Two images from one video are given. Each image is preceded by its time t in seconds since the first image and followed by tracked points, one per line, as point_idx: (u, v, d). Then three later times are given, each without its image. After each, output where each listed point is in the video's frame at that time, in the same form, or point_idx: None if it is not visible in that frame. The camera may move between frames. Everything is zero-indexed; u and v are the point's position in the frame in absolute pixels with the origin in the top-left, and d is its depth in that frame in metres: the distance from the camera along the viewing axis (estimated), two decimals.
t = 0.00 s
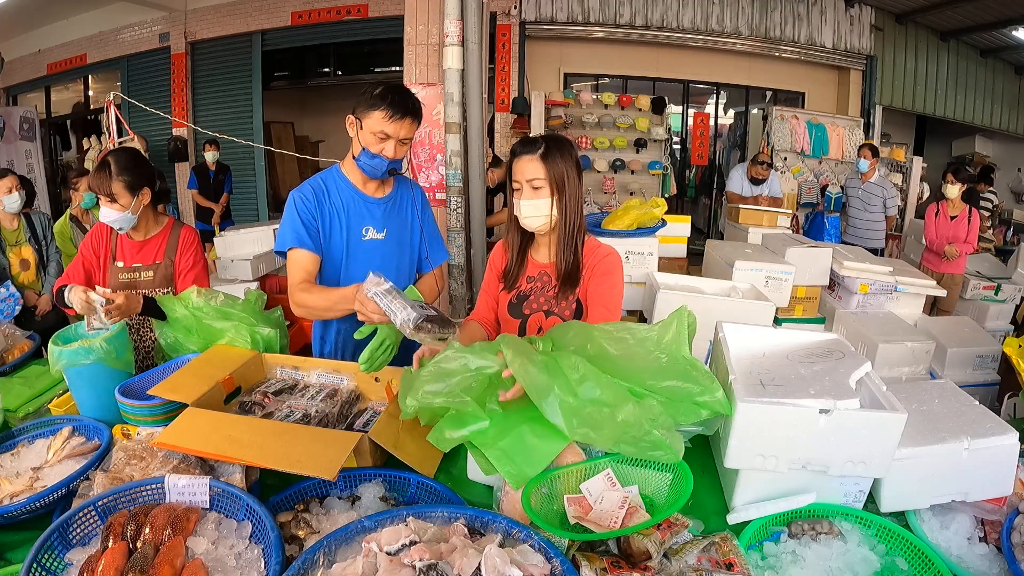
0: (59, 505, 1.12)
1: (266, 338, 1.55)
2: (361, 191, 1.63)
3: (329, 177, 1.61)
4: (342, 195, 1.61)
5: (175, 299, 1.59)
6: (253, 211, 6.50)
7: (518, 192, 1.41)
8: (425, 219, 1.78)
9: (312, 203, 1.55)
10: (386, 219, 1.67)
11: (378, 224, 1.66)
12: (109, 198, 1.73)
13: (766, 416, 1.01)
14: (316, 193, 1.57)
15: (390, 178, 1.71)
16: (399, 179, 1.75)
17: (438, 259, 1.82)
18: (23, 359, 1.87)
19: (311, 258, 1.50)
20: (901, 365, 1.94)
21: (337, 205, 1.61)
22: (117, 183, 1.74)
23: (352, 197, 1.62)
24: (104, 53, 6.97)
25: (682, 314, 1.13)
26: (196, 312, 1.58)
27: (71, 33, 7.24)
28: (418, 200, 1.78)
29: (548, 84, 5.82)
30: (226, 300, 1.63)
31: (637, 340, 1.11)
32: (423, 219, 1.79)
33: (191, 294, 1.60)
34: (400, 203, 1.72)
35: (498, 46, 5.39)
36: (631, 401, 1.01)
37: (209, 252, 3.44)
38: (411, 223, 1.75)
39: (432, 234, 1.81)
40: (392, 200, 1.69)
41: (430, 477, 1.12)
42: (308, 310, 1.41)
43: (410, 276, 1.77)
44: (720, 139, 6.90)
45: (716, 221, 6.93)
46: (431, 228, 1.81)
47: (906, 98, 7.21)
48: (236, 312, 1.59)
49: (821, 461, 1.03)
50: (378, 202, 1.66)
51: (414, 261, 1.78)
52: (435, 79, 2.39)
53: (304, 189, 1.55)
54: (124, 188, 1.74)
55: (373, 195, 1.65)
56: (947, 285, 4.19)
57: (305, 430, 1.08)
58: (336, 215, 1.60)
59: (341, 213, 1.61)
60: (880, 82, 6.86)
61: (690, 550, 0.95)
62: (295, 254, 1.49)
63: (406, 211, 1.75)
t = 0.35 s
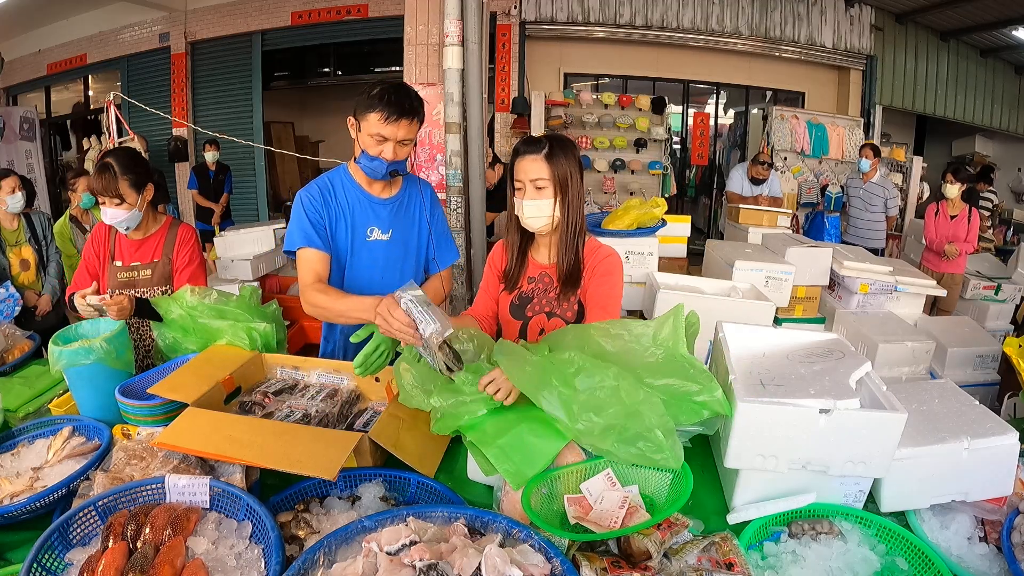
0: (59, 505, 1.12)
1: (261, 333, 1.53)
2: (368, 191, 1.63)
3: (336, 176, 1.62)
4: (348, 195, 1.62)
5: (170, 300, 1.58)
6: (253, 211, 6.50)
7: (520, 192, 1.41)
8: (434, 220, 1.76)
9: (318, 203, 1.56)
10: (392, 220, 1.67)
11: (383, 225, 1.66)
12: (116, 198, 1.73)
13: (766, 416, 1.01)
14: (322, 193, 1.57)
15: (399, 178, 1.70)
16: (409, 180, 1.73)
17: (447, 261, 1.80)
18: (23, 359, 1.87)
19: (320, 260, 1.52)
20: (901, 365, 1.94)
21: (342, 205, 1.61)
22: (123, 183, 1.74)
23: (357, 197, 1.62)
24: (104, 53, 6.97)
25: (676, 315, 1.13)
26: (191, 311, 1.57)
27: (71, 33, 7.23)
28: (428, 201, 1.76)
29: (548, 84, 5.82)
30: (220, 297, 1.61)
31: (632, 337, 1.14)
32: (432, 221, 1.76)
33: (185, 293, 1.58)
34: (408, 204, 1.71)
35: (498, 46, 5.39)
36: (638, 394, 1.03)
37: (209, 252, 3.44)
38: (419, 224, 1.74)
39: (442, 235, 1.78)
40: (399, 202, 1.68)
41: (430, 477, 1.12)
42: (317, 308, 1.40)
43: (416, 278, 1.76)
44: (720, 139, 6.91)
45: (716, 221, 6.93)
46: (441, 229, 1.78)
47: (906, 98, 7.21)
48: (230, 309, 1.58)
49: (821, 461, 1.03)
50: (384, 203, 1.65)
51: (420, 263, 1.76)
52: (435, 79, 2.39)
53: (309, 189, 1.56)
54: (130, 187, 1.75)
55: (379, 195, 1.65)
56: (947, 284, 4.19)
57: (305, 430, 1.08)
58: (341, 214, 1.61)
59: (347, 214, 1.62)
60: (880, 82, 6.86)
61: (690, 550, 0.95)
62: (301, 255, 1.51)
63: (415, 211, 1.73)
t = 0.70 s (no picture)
0: (59, 505, 1.12)
1: (263, 335, 1.54)
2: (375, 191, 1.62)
3: (343, 175, 1.63)
4: (355, 195, 1.63)
5: (174, 299, 1.60)
6: (253, 211, 6.50)
7: (529, 193, 1.40)
8: (441, 223, 1.75)
9: (325, 201, 1.57)
10: (398, 221, 1.66)
11: (389, 226, 1.66)
12: (120, 201, 1.73)
13: (766, 416, 1.01)
14: (328, 190, 1.59)
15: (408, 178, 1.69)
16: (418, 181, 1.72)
17: (452, 265, 1.78)
18: (23, 359, 1.87)
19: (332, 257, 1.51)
20: (901, 365, 1.94)
21: (348, 204, 1.62)
22: (126, 185, 1.74)
23: (363, 197, 1.63)
24: (104, 53, 6.97)
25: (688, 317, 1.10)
26: (193, 312, 1.58)
27: (71, 33, 7.23)
28: (435, 203, 1.75)
29: (548, 84, 5.82)
30: (224, 298, 1.62)
31: (646, 351, 1.10)
32: (438, 224, 1.75)
33: (190, 293, 1.60)
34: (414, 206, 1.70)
35: (498, 46, 5.39)
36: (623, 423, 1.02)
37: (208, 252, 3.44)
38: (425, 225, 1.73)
39: (449, 238, 1.77)
40: (405, 203, 1.67)
41: (430, 477, 1.12)
42: (327, 300, 1.36)
43: (421, 281, 1.76)
44: (720, 139, 6.90)
45: (716, 221, 6.94)
46: (448, 231, 1.77)
47: (906, 98, 7.22)
48: (233, 311, 1.58)
49: (821, 461, 1.03)
50: (391, 204, 1.65)
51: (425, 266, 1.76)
52: (435, 79, 2.39)
53: (315, 187, 1.57)
54: (133, 189, 1.76)
55: (385, 195, 1.64)
56: (947, 284, 4.19)
57: (305, 430, 1.08)
58: (346, 213, 1.62)
59: (354, 213, 1.63)
60: (880, 82, 6.86)
61: (690, 550, 0.95)
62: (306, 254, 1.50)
63: (421, 213, 1.72)
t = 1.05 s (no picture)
0: (59, 505, 1.11)
1: (264, 336, 1.55)
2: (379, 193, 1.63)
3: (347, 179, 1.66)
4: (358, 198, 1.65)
5: (173, 301, 1.58)
6: (253, 211, 6.50)
7: (543, 194, 1.37)
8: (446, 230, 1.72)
9: (327, 201, 1.62)
10: (402, 224, 1.66)
11: (392, 229, 1.65)
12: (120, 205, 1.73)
13: (765, 416, 1.01)
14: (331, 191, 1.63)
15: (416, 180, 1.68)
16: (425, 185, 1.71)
17: (458, 272, 1.75)
18: (23, 359, 1.87)
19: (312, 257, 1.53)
20: (901, 365, 1.94)
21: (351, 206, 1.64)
22: (127, 188, 1.74)
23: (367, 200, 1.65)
24: (104, 53, 6.97)
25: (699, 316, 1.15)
26: (194, 312, 1.58)
27: (71, 33, 7.23)
28: (441, 210, 1.72)
29: (548, 84, 5.82)
30: (223, 299, 1.61)
31: (664, 338, 1.15)
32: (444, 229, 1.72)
33: (187, 294, 1.59)
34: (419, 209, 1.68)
35: (498, 46, 5.39)
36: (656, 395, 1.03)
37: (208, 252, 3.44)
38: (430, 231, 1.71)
39: (455, 245, 1.74)
40: (410, 207, 1.66)
41: (430, 477, 1.12)
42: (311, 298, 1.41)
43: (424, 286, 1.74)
44: (720, 139, 6.90)
45: (716, 221, 6.94)
46: (454, 239, 1.74)
47: (906, 98, 7.22)
48: (234, 312, 1.58)
49: (821, 461, 1.03)
50: (394, 206, 1.65)
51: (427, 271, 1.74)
52: (436, 79, 2.40)
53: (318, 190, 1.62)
54: (134, 193, 1.75)
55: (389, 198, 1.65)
56: (947, 284, 4.19)
57: (305, 430, 1.08)
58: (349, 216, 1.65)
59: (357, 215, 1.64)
60: (879, 82, 6.86)
61: (691, 550, 0.95)
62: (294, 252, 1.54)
63: (427, 219, 1.70)
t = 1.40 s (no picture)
0: (59, 505, 1.12)
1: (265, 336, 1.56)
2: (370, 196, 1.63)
3: (347, 180, 1.67)
4: (352, 201, 1.65)
5: (175, 301, 1.59)
6: (253, 211, 6.50)
7: (578, 200, 1.29)
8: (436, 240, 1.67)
9: (319, 203, 1.66)
10: (392, 228, 1.64)
11: (383, 232, 1.64)
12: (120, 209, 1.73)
13: (765, 416, 1.01)
14: (326, 192, 1.67)
15: (410, 187, 1.66)
16: (422, 191, 1.66)
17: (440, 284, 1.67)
18: (23, 359, 1.87)
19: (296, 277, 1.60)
20: (901, 365, 1.94)
21: (344, 207, 1.66)
22: (126, 192, 1.73)
23: (359, 202, 1.65)
24: (104, 53, 6.97)
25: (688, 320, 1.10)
26: (195, 313, 1.58)
27: (71, 33, 7.23)
28: (433, 219, 1.66)
29: (548, 84, 5.82)
30: (227, 302, 1.65)
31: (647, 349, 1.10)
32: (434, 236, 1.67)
33: (190, 295, 1.60)
34: (412, 216, 1.65)
35: (498, 46, 5.40)
36: (638, 398, 0.99)
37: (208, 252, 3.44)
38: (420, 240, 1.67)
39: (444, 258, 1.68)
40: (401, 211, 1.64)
41: (430, 477, 1.12)
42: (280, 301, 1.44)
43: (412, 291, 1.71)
44: (720, 139, 6.90)
45: (716, 221, 6.95)
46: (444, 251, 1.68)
47: (906, 98, 7.22)
48: (236, 313, 1.60)
49: (820, 461, 1.03)
50: (384, 208, 1.63)
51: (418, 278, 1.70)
52: (435, 79, 2.40)
53: (317, 189, 1.66)
54: (132, 196, 1.74)
55: (382, 202, 1.64)
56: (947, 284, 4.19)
57: (305, 430, 1.08)
58: (340, 218, 1.66)
59: (348, 217, 1.65)
60: (879, 82, 6.86)
61: (690, 550, 0.95)
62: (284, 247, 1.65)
63: (415, 228, 1.66)
